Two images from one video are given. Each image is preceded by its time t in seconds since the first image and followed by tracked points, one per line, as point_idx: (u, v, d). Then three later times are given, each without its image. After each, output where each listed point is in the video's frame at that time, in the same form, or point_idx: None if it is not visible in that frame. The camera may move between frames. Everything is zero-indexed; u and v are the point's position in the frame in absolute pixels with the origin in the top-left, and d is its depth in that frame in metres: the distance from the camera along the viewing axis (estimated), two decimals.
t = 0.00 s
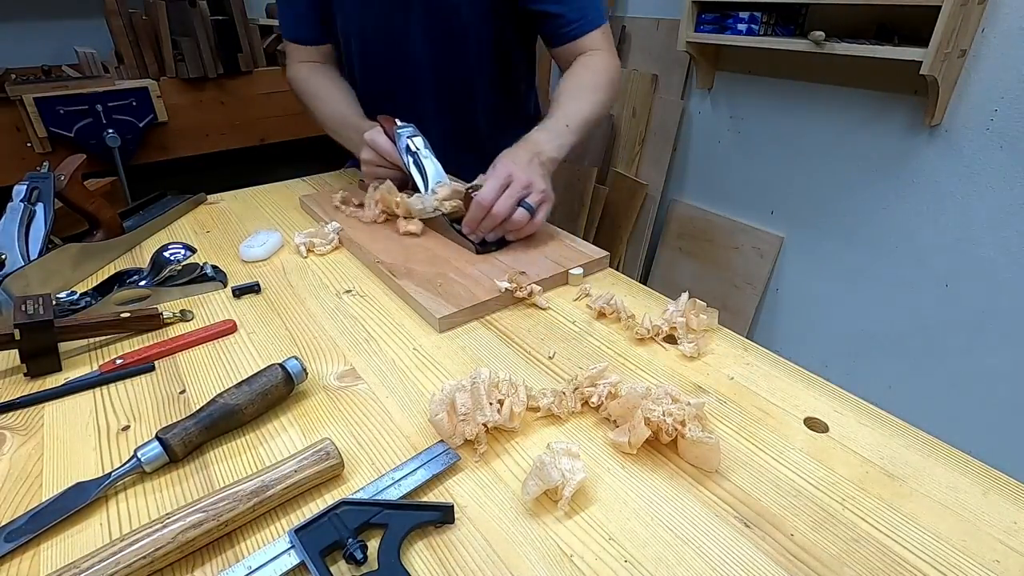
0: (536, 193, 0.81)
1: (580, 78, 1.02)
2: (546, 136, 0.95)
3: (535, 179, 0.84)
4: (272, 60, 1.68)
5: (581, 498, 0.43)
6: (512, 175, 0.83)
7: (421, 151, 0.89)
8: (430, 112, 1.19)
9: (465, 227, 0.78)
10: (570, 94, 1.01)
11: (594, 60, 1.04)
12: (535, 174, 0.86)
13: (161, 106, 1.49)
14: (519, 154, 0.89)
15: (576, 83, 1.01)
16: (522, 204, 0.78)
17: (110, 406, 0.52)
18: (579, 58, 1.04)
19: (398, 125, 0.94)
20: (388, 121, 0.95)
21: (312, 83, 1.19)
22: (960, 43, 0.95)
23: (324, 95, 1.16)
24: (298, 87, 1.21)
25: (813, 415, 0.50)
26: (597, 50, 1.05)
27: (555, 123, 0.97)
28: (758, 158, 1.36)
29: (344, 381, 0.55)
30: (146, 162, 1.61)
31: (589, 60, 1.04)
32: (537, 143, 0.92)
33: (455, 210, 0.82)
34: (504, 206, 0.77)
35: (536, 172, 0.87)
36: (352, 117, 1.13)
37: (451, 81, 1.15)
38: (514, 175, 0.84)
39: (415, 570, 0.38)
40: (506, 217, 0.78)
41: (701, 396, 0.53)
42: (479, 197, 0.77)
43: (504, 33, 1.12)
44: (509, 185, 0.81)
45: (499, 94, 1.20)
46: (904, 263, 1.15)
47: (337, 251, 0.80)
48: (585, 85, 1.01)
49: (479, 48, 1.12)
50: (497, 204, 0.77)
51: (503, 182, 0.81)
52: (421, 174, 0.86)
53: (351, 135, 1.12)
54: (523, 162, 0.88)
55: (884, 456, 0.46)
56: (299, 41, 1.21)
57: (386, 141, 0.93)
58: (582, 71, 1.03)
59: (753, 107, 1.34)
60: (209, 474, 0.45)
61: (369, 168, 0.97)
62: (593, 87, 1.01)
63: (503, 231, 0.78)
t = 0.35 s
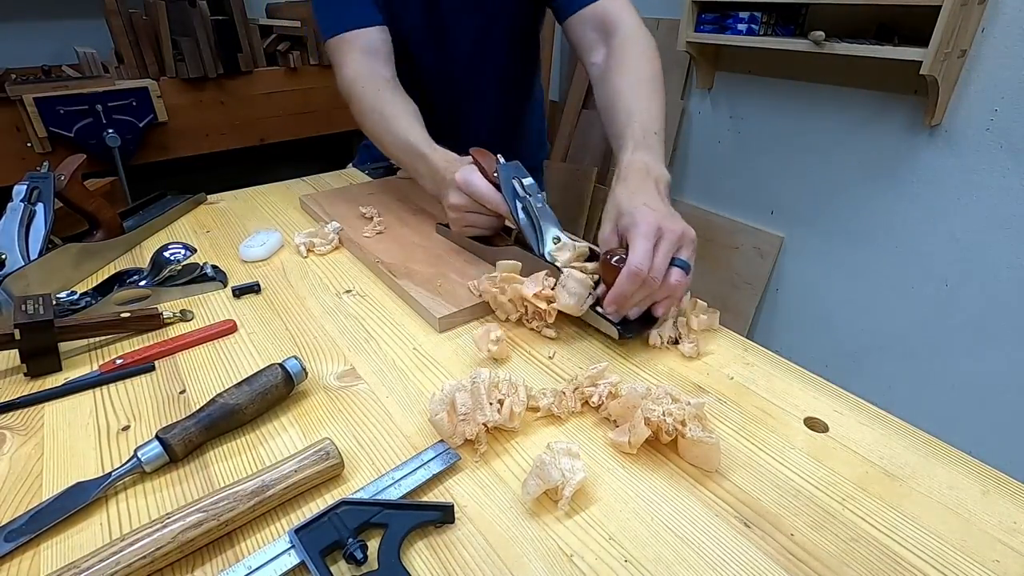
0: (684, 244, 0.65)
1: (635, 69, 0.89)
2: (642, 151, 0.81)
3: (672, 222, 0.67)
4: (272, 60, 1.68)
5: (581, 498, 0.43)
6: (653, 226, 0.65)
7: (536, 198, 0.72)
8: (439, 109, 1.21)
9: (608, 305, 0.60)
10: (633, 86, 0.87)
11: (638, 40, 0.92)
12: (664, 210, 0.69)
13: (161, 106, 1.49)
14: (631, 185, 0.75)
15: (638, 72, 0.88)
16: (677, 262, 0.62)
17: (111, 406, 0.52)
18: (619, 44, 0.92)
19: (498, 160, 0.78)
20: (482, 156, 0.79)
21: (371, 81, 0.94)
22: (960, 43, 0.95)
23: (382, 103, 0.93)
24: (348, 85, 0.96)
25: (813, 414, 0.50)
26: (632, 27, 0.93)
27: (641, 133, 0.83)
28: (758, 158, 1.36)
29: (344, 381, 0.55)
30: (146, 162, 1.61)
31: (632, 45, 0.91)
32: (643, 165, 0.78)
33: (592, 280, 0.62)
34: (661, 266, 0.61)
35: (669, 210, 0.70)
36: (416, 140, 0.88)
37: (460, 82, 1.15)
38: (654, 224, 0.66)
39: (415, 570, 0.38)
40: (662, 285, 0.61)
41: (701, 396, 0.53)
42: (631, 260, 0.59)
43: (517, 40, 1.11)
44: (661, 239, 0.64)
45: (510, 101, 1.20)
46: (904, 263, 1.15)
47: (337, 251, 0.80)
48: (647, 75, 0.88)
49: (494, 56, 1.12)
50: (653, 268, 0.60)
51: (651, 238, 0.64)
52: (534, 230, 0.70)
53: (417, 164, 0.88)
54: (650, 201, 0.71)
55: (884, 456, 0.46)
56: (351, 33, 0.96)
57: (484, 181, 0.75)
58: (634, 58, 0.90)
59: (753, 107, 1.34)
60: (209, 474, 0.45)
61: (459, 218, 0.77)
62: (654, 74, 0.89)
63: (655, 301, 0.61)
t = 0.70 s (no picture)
0: (459, 153, 0.97)
1: (534, 72, 1.10)
2: (491, 116, 1.06)
3: (460, 144, 0.99)
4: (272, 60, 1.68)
5: (581, 498, 0.43)
6: (439, 140, 0.98)
7: (365, 120, 1.05)
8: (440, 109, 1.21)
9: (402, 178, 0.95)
10: (524, 86, 1.09)
11: (552, 57, 1.12)
12: (462, 135, 1.01)
13: (161, 106, 1.49)
14: (458, 126, 1.03)
15: (532, 76, 1.10)
16: (446, 163, 0.94)
17: (111, 406, 0.52)
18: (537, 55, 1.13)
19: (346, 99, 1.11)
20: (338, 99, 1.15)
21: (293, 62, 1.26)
22: (960, 42, 0.95)
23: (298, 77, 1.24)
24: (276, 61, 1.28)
25: (813, 414, 0.50)
26: (557, 48, 1.12)
27: (500, 108, 1.07)
28: (758, 158, 1.36)
29: (344, 381, 0.55)
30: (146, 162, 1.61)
31: (546, 60, 1.11)
32: (477, 122, 1.04)
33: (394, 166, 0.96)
34: (430, 161, 0.94)
35: (470, 138, 1.02)
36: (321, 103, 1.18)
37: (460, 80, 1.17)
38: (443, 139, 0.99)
39: (414, 569, 0.38)
40: (432, 172, 0.94)
41: (701, 395, 0.53)
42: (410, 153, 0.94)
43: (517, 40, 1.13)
44: (440, 148, 0.97)
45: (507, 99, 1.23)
46: (904, 263, 1.15)
47: (337, 250, 0.80)
48: (538, 79, 1.09)
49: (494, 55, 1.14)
50: (424, 160, 0.94)
51: (432, 144, 0.97)
52: (365, 139, 1.03)
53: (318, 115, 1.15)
54: (454, 131, 1.02)
55: (884, 456, 0.46)
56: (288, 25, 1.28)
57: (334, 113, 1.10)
58: (539, 66, 1.11)
59: (753, 106, 1.34)
60: (208, 473, 0.45)
61: (324, 140, 1.12)
62: (545, 81, 1.09)
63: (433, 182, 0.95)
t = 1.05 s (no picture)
0: (521, 178, 0.88)
1: (578, 80, 1.06)
2: (540, 127, 1.00)
3: (519, 165, 0.90)
4: (272, 60, 1.68)
5: (581, 497, 0.43)
6: (498, 161, 0.89)
7: (414, 135, 0.92)
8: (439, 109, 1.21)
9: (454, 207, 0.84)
10: (567, 94, 1.05)
11: (594, 64, 1.08)
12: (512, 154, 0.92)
13: (161, 106, 1.49)
14: (506, 140, 0.96)
15: (574, 83, 1.06)
16: (508, 188, 0.85)
17: (111, 405, 0.52)
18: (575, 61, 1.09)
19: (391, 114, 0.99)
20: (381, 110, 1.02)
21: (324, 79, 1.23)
22: (960, 42, 0.95)
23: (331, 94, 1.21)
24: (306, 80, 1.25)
25: (812, 413, 0.50)
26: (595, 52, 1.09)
27: (548, 118, 1.02)
28: (758, 158, 1.36)
29: (344, 381, 0.55)
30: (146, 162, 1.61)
31: (584, 66, 1.08)
32: (529, 134, 0.98)
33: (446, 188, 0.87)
34: (490, 189, 0.84)
35: (524, 158, 0.94)
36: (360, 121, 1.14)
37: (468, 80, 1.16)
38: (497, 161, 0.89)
39: (415, 569, 0.38)
40: (491, 200, 0.84)
41: (701, 395, 0.53)
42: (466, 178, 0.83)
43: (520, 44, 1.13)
44: (497, 170, 0.87)
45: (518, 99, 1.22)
46: (904, 263, 1.15)
47: (337, 250, 0.80)
48: (584, 86, 1.06)
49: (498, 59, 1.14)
50: (482, 186, 0.84)
51: (489, 167, 0.86)
52: (415, 160, 0.91)
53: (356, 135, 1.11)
54: (511, 149, 0.94)
55: (884, 456, 0.46)
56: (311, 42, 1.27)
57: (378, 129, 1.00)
58: (582, 74, 1.07)
59: (753, 106, 1.34)
60: (208, 474, 0.45)
61: (365, 156, 1.03)
62: (591, 89, 1.06)
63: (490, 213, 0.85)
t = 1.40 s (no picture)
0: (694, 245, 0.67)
1: (642, 78, 0.95)
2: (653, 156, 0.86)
3: (687, 225, 0.69)
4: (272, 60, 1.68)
5: (581, 497, 0.43)
6: (665, 227, 0.68)
7: (547, 195, 0.75)
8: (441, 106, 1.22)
9: (619, 299, 0.61)
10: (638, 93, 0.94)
11: (648, 53, 0.98)
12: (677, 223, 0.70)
13: (161, 106, 1.50)
14: (643, 188, 0.78)
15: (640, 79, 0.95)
16: (689, 263, 0.64)
17: (111, 405, 0.52)
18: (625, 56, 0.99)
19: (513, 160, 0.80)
20: (495, 154, 0.83)
21: (392, 88, 0.99)
22: (960, 42, 0.95)
23: (401, 103, 0.97)
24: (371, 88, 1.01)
25: (812, 412, 0.50)
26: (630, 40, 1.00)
27: (650, 138, 0.88)
28: (759, 158, 1.36)
29: (344, 380, 0.55)
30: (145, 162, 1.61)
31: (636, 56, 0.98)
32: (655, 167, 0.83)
33: (601, 272, 0.65)
34: (673, 269, 0.62)
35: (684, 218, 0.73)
36: (431, 135, 0.92)
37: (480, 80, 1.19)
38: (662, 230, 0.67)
39: (415, 569, 0.38)
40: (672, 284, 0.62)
41: (700, 394, 0.53)
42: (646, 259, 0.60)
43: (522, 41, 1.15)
44: (673, 241, 0.66)
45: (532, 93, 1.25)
46: (904, 263, 1.15)
47: (338, 250, 0.80)
48: (653, 84, 0.95)
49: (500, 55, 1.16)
50: (665, 267, 0.62)
51: (663, 237, 0.65)
52: (551, 229, 0.72)
53: (433, 158, 0.92)
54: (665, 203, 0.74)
55: (883, 455, 0.46)
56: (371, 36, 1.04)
57: (498, 178, 0.78)
58: (644, 70, 0.96)
59: (754, 106, 1.34)
60: (208, 473, 0.45)
61: (472, 214, 0.79)
62: (658, 84, 0.95)
63: (666, 299, 0.63)
